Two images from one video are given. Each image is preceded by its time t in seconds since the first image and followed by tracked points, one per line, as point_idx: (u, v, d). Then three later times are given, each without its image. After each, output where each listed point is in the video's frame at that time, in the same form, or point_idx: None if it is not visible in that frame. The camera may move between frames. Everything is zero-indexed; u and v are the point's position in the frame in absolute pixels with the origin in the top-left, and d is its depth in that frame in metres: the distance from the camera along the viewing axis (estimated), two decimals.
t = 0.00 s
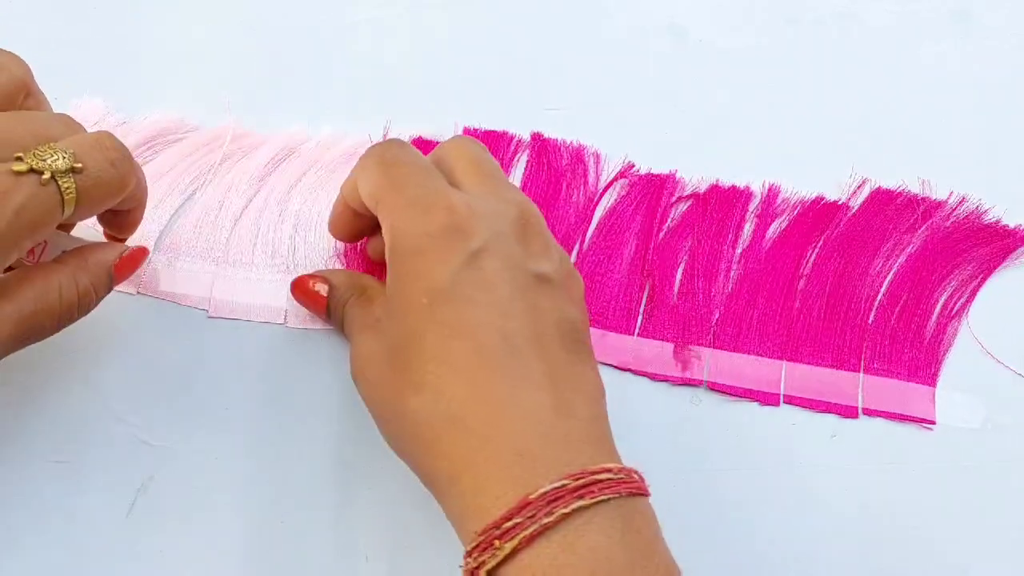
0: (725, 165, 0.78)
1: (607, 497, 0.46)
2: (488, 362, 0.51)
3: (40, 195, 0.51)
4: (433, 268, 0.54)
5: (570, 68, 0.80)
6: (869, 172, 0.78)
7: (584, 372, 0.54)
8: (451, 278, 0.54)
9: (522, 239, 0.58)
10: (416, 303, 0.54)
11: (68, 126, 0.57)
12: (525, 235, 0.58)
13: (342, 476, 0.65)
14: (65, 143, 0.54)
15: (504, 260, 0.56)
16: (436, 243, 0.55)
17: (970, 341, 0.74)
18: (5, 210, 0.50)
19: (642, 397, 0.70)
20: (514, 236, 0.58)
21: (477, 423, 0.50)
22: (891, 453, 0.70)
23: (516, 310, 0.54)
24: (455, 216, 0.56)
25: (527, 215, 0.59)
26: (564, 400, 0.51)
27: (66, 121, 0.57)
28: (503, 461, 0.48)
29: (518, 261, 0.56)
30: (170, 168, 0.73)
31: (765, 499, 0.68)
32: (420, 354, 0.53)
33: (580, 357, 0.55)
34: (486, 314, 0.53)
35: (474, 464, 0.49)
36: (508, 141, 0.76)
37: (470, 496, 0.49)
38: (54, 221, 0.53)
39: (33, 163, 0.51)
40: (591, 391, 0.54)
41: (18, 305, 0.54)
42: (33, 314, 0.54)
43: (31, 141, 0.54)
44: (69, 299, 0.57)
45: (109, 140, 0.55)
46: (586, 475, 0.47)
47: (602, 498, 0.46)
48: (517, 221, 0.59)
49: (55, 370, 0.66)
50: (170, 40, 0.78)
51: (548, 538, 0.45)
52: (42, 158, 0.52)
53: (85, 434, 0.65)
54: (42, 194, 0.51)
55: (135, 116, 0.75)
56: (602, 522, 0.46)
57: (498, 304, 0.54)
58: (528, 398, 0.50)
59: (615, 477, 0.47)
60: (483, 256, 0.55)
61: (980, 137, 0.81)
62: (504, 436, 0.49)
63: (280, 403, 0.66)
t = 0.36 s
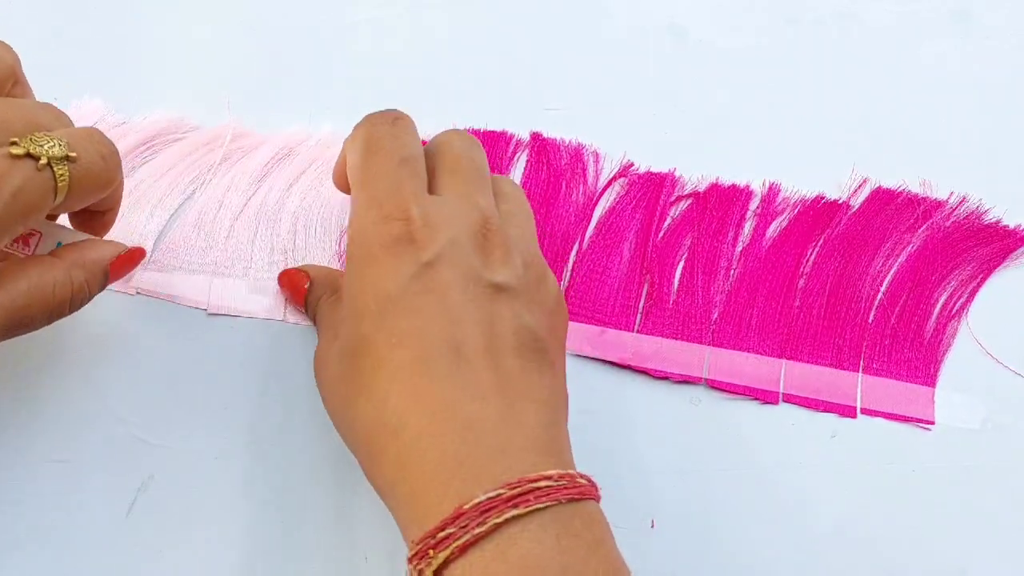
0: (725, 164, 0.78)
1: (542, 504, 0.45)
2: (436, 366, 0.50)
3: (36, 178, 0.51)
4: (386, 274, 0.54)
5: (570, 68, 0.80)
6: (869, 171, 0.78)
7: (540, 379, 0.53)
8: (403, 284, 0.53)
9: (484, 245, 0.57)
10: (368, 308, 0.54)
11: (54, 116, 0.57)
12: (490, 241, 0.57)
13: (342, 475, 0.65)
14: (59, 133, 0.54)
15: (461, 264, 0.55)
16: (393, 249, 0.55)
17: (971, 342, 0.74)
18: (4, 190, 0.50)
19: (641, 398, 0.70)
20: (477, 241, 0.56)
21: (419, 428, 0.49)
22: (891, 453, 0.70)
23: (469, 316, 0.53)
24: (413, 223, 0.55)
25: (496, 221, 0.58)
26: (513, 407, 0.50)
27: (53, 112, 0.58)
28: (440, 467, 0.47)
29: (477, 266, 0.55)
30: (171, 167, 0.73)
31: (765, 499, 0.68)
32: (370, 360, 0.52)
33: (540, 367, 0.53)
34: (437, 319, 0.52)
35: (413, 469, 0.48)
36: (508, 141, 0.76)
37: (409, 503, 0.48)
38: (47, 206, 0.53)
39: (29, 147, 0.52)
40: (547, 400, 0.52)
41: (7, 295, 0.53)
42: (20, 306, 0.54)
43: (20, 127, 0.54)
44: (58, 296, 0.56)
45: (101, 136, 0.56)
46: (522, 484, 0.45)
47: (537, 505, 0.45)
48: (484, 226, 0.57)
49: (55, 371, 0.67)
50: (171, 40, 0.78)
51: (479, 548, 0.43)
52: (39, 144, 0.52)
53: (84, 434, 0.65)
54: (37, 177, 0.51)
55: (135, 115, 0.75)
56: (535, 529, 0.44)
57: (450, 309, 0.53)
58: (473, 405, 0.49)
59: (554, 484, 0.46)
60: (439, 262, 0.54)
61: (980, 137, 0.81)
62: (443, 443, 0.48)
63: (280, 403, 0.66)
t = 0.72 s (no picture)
0: (725, 166, 0.77)
1: (518, 513, 0.45)
2: (391, 395, 0.50)
3: None
4: (333, 301, 0.52)
5: (569, 68, 0.79)
6: (868, 172, 0.78)
7: (502, 385, 0.52)
8: (352, 310, 0.51)
9: (437, 252, 0.54)
10: (321, 336, 0.52)
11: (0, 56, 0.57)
12: (443, 246, 0.54)
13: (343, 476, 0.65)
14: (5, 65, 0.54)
15: (410, 279, 0.52)
16: (340, 274, 0.52)
17: (970, 341, 0.75)
18: None
19: (642, 399, 0.70)
20: (426, 250, 0.53)
21: (385, 458, 0.49)
22: (889, 453, 0.71)
23: (421, 334, 0.51)
24: (354, 243, 0.52)
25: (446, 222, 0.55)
26: (472, 427, 0.49)
27: None
28: (411, 498, 0.48)
29: (428, 277, 0.53)
30: (172, 170, 0.73)
31: (764, 499, 0.69)
32: (328, 388, 0.52)
33: (502, 370, 0.52)
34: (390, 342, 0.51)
35: (386, 498, 0.49)
36: (507, 143, 0.76)
37: (387, 527, 0.49)
38: None
39: None
40: (512, 404, 0.51)
41: None
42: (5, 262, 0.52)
43: None
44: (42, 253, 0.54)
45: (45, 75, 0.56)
46: (495, 495, 0.46)
47: (514, 513, 0.45)
48: (434, 230, 0.54)
49: (54, 372, 0.66)
50: (165, 36, 0.77)
51: (455, 561, 0.44)
52: None
53: (85, 436, 0.65)
54: None
55: (134, 116, 0.75)
56: (510, 537, 0.45)
57: (401, 331, 0.51)
58: (431, 430, 0.49)
59: (528, 491, 0.46)
60: (387, 283, 0.52)
61: (980, 137, 0.81)
62: (410, 473, 0.48)
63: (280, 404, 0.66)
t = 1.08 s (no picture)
0: (724, 167, 0.78)
1: (539, 476, 0.46)
2: (380, 400, 0.50)
3: None
4: (294, 330, 0.52)
5: (569, 68, 0.79)
6: (867, 172, 0.79)
7: (485, 347, 0.52)
8: (319, 328, 0.51)
9: (370, 246, 0.54)
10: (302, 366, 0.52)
11: None
12: (375, 234, 0.54)
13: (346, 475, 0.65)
14: None
15: (358, 283, 0.52)
16: (286, 305, 0.52)
17: (968, 341, 0.75)
18: None
19: (641, 399, 0.70)
20: (363, 248, 0.53)
21: (400, 454, 0.49)
22: (887, 454, 0.71)
23: (388, 329, 0.51)
24: (288, 276, 0.52)
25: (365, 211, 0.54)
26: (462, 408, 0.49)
27: None
28: (433, 487, 0.48)
29: (373, 273, 0.53)
30: (171, 169, 0.73)
31: (763, 499, 0.69)
32: (324, 409, 0.51)
33: (479, 334, 0.52)
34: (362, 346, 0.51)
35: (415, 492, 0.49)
36: (507, 142, 0.76)
37: (421, 522, 0.49)
38: None
39: None
40: (499, 364, 0.51)
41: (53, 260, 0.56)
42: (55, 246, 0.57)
43: None
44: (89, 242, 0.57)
45: None
46: (513, 463, 0.46)
47: (538, 477, 0.46)
48: (357, 222, 0.54)
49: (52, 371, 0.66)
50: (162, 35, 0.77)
51: (483, 534, 0.45)
52: None
53: (84, 436, 0.65)
54: None
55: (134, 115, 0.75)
56: (533, 503, 0.46)
57: (368, 331, 0.51)
58: (432, 420, 0.49)
59: (546, 453, 0.47)
60: (334, 295, 0.52)
61: (980, 137, 0.81)
62: (424, 461, 0.48)
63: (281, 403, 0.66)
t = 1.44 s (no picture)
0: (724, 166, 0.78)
1: (459, 416, 0.45)
2: (288, 358, 0.49)
3: None
4: (211, 312, 0.53)
5: (569, 67, 0.79)
6: (867, 172, 0.79)
7: (398, 302, 0.50)
8: (236, 302, 0.51)
9: (278, 221, 0.54)
10: (220, 340, 0.52)
11: None
12: (281, 207, 0.54)
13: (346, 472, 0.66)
14: None
15: (264, 251, 0.53)
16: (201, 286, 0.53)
17: (969, 340, 0.75)
18: None
19: (642, 398, 0.70)
20: (272, 219, 0.54)
21: (323, 415, 0.49)
22: (889, 454, 0.71)
23: (302, 292, 0.51)
24: (202, 261, 0.54)
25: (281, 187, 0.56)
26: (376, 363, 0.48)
27: None
28: (356, 443, 0.47)
29: (282, 242, 0.53)
30: (172, 167, 0.71)
31: (763, 499, 0.69)
32: (245, 379, 0.51)
33: (394, 291, 0.51)
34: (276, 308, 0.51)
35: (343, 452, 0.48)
36: (509, 136, 0.76)
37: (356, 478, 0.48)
38: None
39: None
40: (418, 311, 0.50)
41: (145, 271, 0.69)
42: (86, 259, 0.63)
43: None
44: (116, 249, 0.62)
45: None
46: (429, 407, 0.45)
47: (458, 416, 0.45)
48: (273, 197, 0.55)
49: (50, 369, 0.65)
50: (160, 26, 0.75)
51: (406, 486, 0.45)
52: None
53: (83, 434, 0.65)
54: None
55: (134, 112, 0.73)
56: (454, 446, 0.44)
57: (281, 297, 0.51)
58: (344, 375, 0.48)
59: (465, 391, 0.45)
60: (237, 271, 0.52)
61: (980, 137, 0.81)
62: (346, 419, 0.47)
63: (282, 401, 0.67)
